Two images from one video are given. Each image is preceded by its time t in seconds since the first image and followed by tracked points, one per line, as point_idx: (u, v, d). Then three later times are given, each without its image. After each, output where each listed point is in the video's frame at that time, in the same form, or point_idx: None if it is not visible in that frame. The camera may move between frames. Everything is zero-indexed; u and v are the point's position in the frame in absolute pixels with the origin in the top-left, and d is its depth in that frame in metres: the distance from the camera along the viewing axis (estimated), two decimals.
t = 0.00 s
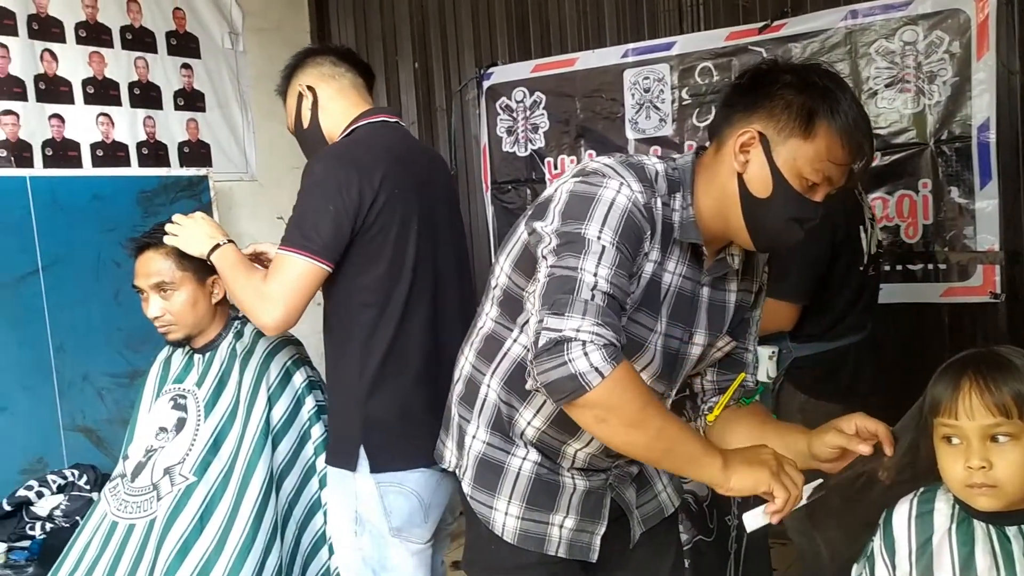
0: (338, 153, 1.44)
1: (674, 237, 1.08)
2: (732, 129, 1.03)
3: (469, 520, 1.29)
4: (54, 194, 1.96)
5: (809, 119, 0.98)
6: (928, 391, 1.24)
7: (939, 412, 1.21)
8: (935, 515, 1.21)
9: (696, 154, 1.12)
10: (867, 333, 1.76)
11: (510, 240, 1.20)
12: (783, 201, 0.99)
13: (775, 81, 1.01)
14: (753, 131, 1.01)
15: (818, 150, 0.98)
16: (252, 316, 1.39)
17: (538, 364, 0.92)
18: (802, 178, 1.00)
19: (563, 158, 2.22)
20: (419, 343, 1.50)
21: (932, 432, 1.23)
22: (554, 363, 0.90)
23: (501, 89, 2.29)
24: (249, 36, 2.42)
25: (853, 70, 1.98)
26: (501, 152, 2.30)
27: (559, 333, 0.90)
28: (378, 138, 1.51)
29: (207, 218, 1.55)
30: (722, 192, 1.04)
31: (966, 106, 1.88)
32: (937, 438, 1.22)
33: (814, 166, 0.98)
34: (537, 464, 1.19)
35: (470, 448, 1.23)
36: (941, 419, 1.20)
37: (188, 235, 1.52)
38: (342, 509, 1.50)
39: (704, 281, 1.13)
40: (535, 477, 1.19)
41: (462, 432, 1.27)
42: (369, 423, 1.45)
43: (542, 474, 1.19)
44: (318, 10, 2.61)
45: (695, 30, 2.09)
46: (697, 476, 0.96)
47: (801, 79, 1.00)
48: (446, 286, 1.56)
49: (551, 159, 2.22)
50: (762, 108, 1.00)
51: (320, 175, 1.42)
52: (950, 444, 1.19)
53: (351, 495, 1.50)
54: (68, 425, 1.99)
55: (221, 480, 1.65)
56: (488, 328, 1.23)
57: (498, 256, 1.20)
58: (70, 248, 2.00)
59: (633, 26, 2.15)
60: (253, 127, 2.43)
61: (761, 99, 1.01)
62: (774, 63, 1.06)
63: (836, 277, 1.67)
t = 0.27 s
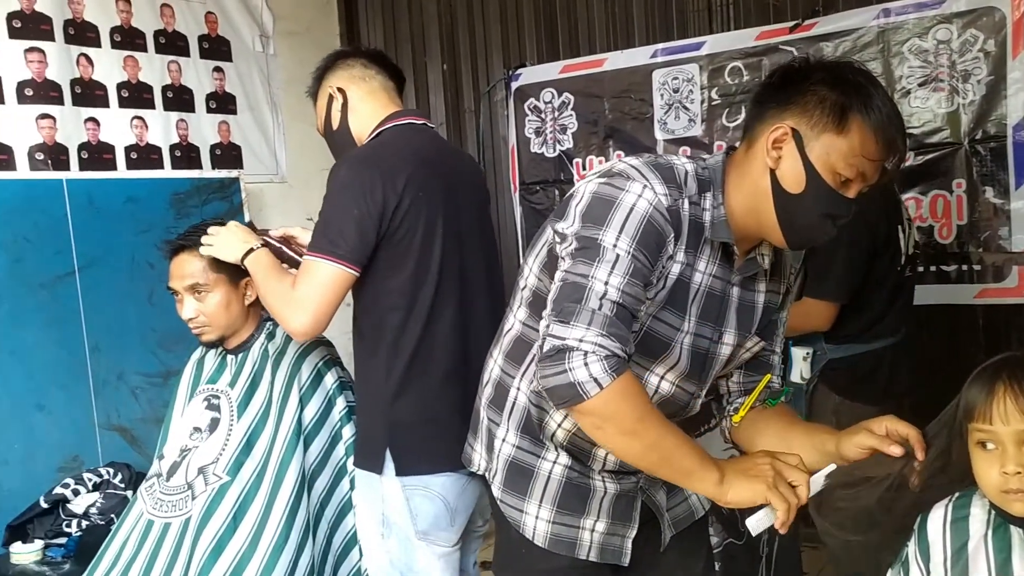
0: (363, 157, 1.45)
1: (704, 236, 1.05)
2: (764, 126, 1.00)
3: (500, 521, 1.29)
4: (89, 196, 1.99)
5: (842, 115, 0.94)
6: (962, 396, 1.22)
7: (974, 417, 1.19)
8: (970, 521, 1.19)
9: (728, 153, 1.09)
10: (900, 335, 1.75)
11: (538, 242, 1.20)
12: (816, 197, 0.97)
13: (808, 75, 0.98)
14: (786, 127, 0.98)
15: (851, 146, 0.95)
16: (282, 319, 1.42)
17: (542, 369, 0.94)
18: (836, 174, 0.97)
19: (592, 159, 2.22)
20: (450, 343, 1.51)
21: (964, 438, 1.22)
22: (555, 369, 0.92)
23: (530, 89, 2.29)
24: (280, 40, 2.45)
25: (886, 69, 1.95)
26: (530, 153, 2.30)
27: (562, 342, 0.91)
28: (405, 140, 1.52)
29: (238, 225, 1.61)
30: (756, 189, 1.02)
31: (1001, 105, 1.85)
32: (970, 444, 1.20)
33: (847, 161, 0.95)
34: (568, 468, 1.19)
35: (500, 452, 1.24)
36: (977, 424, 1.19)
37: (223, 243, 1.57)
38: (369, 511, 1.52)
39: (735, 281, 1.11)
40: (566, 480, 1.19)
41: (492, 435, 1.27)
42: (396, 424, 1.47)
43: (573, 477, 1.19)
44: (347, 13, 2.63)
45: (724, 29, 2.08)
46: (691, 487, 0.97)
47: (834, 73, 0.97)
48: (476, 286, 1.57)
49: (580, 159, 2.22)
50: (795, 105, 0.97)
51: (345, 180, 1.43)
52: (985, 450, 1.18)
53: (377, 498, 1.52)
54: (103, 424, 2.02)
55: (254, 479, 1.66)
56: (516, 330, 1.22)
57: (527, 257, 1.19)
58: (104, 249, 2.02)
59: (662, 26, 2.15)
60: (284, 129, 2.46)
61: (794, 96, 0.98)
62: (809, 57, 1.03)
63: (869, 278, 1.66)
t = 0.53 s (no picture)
0: (378, 159, 1.46)
1: (720, 234, 1.04)
2: (778, 122, 1.00)
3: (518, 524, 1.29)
4: (110, 198, 2.02)
5: (857, 110, 0.94)
6: (983, 398, 1.22)
7: (996, 419, 1.19)
8: (991, 525, 1.18)
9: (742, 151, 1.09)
10: (920, 337, 1.73)
11: (553, 242, 1.19)
12: (831, 191, 0.95)
13: (823, 72, 0.98)
14: (801, 124, 0.98)
15: (866, 141, 0.94)
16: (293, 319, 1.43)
17: (555, 369, 0.93)
18: (851, 169, 0.96)
19: (608, 159, 2.21)
20: (469, 344, 1.51)
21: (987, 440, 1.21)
22: (569, 369, 0.92)
23: (546, 90, 2.29)
24: (298, 42, 2.47)
25: (905, 68, 1.92)
26: (546, 154, 2.31)
27: (575, 342, 0.91)
28: (421, 143, 1.53)
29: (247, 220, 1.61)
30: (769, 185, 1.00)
31: (1022, 104, 1.82)
32: (993, 446, 1.20)
33: (863, 156, 0.95)
34: (585, 470, 1.18)
35: (517, 454, 1.23)
36: (997, 426, 1.18)
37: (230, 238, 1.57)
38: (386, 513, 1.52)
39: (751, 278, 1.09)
40: (583, 482, 1.18)
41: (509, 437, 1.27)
42: (411, 427, 1.47)
43: (590, 479, 1.19)
44: (364, 14, 2.64)
45: (742, 29, 2.07)
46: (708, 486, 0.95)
47: (850, 70, 0.97)
48: (493, 287, 1.57)
49: (596, 160, 2.22)
50: (810, 100, 0.97)
51: (359, 183, 1.43)
52: (1006, 451, 1.17)
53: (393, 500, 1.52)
54: (123, 424, 2.04)
55: (274, 478, 1.67)
56: (532, 331, 1.22)
57: (542, 257, 1.18)
58: (123, 250, 2.04)
59: (679, 26, 2.14)
60: (301, 130, 2.47)
61: (809, 92, 0.97)
62: (824, 56, 1.03)
63: (888, 280, 1.65)
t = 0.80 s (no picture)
0: (392, 162, 1.46)
1: (737, 231, 1.04)
2: (793, 119, 0.99)
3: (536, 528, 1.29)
4: (132, 199, 2.04)
5: (873, 106, 0.93)
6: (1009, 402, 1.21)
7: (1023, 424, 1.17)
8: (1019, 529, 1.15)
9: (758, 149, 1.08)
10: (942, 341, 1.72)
11: (569, 244, 1.18)
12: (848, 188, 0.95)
13: (839, 67, 0.97)
14: (818, 117, 0.96)
15: (882, 136, 0.94)
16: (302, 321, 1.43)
17: (572, 364, 0.92)
18: (868, 166, 0.95)
19: (627, 161, 2.21)
20: (489, 347, 1.52)
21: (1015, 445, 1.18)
22: (585, 364, 0.90)
23: (565, 92, 2.29)
24: (317, 44, 2.48)
25: (927, 69, 1.89)
26: (564, 156, 2.31)
27: (593, 337, 0.89)
28: (437, 145, 1.53)
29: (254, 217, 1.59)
30: (785, 181, 0.99)
31: None
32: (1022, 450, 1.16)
33: (880, 152, 0.94)
34: (605, 473, 1.17)
35: (536, 458, 1.22)
36: None
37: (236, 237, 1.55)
38: (405, 517, 1.53)
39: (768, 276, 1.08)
40: (603, 486, 1.18)
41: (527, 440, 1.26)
42: (430, 430, 1.48)
43: (610, 482, 1.18)
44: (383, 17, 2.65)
45: (762, 30, 2.06)
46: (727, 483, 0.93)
47: (865, 66, 0.96)
48: (511, 289, 1.58)
49: (615, 162, 2.22)
50: (825, 96, 0.96)
51: (375, 186, 1.43)
52: None
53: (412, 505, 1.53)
54: (145, 424, 2.06)
55: (295, 479, 1.68)
56: (549, 333, 1.20)
57: (559, 259, 1.18)
58: (145, 252, 2.06)
59: (698, 27, 2.14)
60: (320, 133, 2.49)
61: (825, 88, 0.97)
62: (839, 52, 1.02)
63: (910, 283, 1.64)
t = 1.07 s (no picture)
0: (407, 168, 1.47)
1: (755, 233, 1.02)
2: (812, 121, 0.98)
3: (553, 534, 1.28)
4: (153, 204, 2.05)
5: (893, 107, 0.93)
6: None
7: None
8: None
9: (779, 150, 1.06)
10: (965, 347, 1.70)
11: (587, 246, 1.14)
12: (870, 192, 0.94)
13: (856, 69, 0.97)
14: (836, 119, 0.95)
15: (903, 137, 0.93)
16: (319, 329, 1.44)
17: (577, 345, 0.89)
18: (888, 165, 0.94)
19: (646, 165, 2.21)
20: (508, 352, 1.52)
21: None
22: (589, 343, 0.88)
23: (584, 96, 2.29)
24: (337, 50, 2.50)
25: (948, 72, 1.86)
26: (583, 160, 2.30)
27: (598, 316, 0.87)
28: (452, 151, 1.53)
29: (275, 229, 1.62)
30: (807, 183, 0.98)
31: None
32: None
33: (901, 153, 0.94)
34: (625, 480, 1.15)
35: (555, 463, 1.20)
36: None
37: (258, 248, 1.58)
38: (423, 523, 1.54)
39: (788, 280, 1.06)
40: (623, 492, 1.14)
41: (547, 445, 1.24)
42: (448, 436, 1.48)
43: (630, 488, 1.14)
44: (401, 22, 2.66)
45: (782, 33, 2.04)
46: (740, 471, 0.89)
47: (883, 67, 0.96)
48: (528, 295, 1.58)
49: (633, 166, 2.21)
50: (844, 97, 0.96)
51: (390, 193, 1.44)
52: None
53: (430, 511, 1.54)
54: (166, 428, 2.08)
55: (316, 483, 1.68)
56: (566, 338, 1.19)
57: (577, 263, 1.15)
58: (166, 256, 2.07)
59: (718, 31, 2.13)
60: (339, 138, 2.50)
61: (843, 90, 0.96)
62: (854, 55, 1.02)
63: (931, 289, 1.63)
